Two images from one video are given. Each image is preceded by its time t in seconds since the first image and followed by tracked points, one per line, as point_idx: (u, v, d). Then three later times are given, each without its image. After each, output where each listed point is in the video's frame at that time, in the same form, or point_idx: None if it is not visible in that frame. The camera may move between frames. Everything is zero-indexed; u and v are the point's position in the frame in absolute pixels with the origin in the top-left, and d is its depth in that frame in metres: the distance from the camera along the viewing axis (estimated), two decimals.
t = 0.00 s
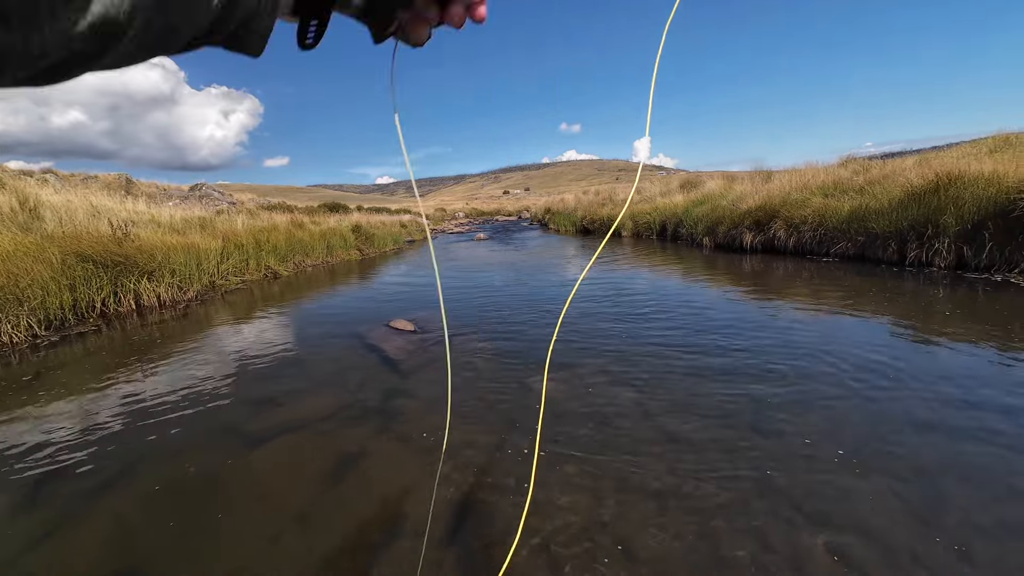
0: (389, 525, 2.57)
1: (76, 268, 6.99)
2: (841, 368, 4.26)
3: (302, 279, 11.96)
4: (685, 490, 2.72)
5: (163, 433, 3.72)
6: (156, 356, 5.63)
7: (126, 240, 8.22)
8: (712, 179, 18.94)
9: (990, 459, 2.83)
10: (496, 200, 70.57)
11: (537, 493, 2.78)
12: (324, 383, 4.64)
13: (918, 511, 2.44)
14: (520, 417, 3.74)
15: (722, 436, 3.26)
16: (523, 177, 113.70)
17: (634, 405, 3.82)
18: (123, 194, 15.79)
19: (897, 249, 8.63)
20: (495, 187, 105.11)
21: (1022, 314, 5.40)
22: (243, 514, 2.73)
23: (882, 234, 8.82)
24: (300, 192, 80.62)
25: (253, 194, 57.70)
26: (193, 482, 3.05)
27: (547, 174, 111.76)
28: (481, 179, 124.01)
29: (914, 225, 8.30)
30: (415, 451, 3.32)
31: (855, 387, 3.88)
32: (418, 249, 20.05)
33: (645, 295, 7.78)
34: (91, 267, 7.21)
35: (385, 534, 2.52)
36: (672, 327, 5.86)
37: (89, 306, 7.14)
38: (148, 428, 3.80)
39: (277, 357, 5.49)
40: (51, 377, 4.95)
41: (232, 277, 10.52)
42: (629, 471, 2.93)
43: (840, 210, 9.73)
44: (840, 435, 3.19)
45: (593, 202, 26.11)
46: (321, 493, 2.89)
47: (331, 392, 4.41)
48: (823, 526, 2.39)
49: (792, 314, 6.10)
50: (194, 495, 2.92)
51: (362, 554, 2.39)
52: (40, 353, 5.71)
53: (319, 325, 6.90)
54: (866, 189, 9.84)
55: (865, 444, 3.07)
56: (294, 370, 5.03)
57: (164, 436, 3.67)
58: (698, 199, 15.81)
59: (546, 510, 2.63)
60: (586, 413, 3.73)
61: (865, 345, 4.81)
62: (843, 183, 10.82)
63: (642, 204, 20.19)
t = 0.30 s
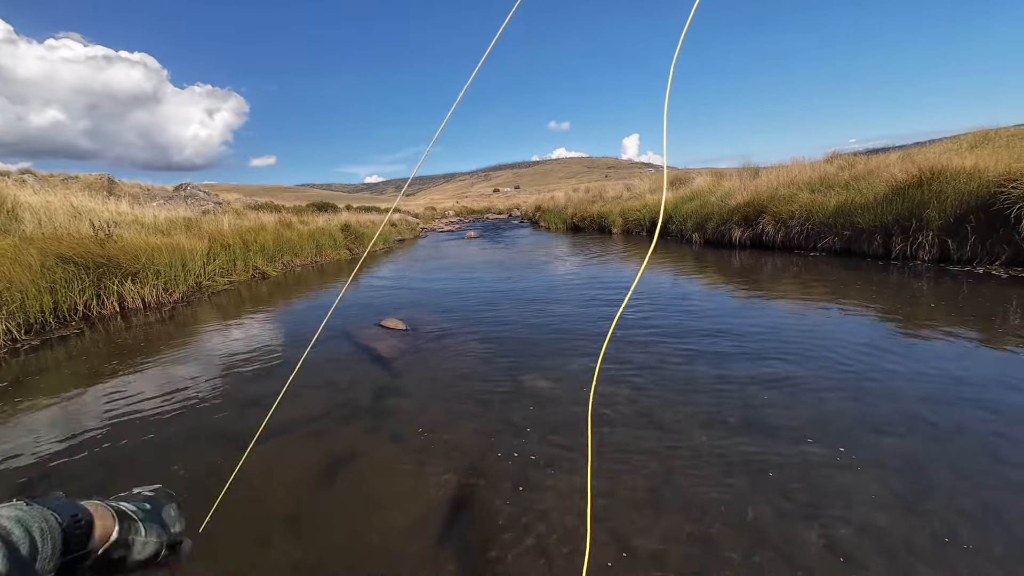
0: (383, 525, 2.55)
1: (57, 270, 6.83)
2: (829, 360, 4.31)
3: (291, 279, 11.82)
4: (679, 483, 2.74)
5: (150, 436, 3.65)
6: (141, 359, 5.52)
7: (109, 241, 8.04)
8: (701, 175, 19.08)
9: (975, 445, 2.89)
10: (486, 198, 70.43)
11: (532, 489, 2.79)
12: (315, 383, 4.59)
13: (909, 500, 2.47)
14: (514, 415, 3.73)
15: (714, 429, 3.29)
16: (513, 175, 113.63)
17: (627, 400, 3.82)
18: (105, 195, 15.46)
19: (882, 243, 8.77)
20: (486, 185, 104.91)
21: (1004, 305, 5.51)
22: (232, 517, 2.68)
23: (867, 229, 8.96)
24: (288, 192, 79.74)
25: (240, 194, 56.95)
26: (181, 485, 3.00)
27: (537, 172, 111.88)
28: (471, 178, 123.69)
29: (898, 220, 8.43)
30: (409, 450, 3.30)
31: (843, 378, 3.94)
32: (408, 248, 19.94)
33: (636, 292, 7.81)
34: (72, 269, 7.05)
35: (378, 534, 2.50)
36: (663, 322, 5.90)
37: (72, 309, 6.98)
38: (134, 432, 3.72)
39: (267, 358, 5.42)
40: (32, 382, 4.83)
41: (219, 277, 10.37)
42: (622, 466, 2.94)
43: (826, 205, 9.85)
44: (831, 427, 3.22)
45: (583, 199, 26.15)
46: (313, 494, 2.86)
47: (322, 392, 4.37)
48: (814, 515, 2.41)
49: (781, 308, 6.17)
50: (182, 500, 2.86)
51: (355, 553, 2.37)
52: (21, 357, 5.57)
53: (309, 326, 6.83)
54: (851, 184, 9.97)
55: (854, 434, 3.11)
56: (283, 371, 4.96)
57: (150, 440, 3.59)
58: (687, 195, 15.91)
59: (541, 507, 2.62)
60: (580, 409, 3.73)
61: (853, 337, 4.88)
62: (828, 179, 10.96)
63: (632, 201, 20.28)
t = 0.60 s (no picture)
0: (380, 524, 2.55)
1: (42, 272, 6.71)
2: (820, 355, 4.38)
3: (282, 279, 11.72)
4: (674, 477, 2.76)
5: (142, 439, 3.61)
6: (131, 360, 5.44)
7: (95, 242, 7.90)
8: (692, 173, 19.21)
9: (962, 437, 2.95)
10: (478, 196, 70.28)
11: (529, 485, 2.79)
12: (309, 383, 4.57)
13: (900, 492, 2.51)
14: (509, 413, 3.72)
15: (709, 424, 3.32)
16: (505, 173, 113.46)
17: (622, 397, 3.84)
18: (90, 195, 15.17)
19: (871, 239, 8.89)
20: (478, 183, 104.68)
21: (989, 299, 5.61)
22: (226, 520, 2.65)
23: (856, 225, 9.08)
24: (277, 190, 78.95)
25: (229, 193, 56.25)
26: (175, 488, 2.98)
27: (529, 169, 111.80)
28: (463, 175, 123.30)
29: (886, 216, 8.56)
30: (405, 449, 3.29)
31: (834, 372, 4.00)
32: (401, 246, 19.84)
33: (629, 289, 7.85)
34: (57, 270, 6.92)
35: (376, 532, 2.50)
36: (657, 319, 5.94)
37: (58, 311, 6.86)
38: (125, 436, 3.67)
39: (260, 358, 5.38)
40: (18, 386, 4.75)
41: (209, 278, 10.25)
42: (619, 461, 2.95)
43: (816, 202, 9.97)
44: (823, 420, 3.26)
45: (575, 196, 26.20)
46: (309, 494, 2.85)
47: (316, 392, 4.34)
48: (807, 507, 2.45)
49: (772, 304, 6.23)
50: (174, 505, 2.82)
51: (352, 552, 2.37)
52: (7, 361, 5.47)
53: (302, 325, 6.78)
54: (840, 181, 10.10)
55: (845, 427, 3.16)
56: (276, 372, 4.91)
57: (140, 444, 3.54)
58: (679, 193, 16.00)
59: (539, 505, 2.62)
60: (575, 406, 3.75)
61: (843, 332, 4.95)
62: (818, 176, 11.09)
63: (623, 199, 20.34)
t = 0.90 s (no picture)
0: (375, 525, 2.53)
1: (28, 271, 6.60)
2: (813, 352, 4.40)
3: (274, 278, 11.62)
4: (670, 476, 2.76)
5: (131, 441, 3.55)
6: (120, 361, 5.38)
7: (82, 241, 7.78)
8: (685, 171, 19.28)
9: (952, 433, 2.98)
10: (472, 194, 70.14)
11: (524, 485, 2.78)
12: (302, 383, 4.52)
13: (892, 488, 2.53)
14: (503, 412, 3.71)
15: (703, 422, 3.32)
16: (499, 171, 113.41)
17: (617, 395, 3.84)
18: (77, 193, 14.94)
19: (861, 237, 8.98)
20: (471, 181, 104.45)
21: (977, 295, 5.69)
22: (218, 523, 2.62)
23: (847, 223, 9.17)
24: (269, 188, 78.25)
25: (219, 191, 55.58)
26: (166, 490, 2.93)
27: (522, 167, 111.77)
28: (456, 173, 122.87)
29: (876, 214, 8.64)
30: (400, 449, 3.27)
31: (826, 369, 4.02)
32: (394, 245, 19.76)
33: (623, 287, 7.86)
34: (43, 270, 6.81)
35: (370, 533, 2.48)
36: (651, 317, 5.95)
37: (44, 312, 6.76)
38: (113, 438, 3.61)
39: (252, 358, 5.32)
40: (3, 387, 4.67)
41: (199, 277, 10.14)
42: (613, 460, 2.95)
43: (807, 200, 10.05)
44: (815, 417, 3.29)
45: (570, 194, 26.23)
46: (303, 495, 2.82)
47: (309, 392, 4.30)
48: (802, 505, 2.45)
49: (765, 301, 6.27)
50: (164, 507, 2.78)
51: (347, 553, 2.36)
52: None
53: (295, 325, 6.72)
54: (831, 179, 10.19)
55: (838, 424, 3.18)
56: (268, 372, 4.86)
57: (129, 446, 3.48)
58: (672, 190, 16.06)
59: (535, 504, 2.61)
60: (570, 404, 3.74)
61: (834, 329, 4.99)
62: (809, 174, 11.18)
63: (617, 197, 20.38)
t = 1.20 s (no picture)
0: (369, 524, 2.54)
1: (18, 271, 6.53)
2: (805, 350, 4.44)
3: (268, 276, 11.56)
4: (663, 473, 2.78)
5: (123, 441, 3.53)
6: (112, 360, 5.34)
7: (73, 239, 7.69)
8: (680, 169, 19.32)
9: (941, 429, 3.01)
10: (467, 192, 69.99)
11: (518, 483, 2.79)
12: (296, 383, 4.51)
13: (882, 484, 2.56)
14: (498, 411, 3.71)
15: (696, 420, 3.35)
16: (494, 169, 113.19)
17: (611, 393, 3.85)
18: (68, 191, 14.78)
19: (853, 235, 9.05)
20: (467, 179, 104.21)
21: (966, 293, 5.75)
22: (211, 522, 2.61)
23: (839, 221, 9.23)
24: (263, 186, 77.72)
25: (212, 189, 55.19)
26: (159, 490, 2.92)
27: (518, 165, 111.65)
28: (452, 171, 122.70)
29: (868, 212, 8.71)
30: (394, 447, 3.27)
31: (818, 367, 4.06)
32: (389, 243, 19.70)
33: (618, 285, 7.88)
34: (33, 269, 6.74)
35: (364, 531, 2.48)
36: (645, 315, 5.97)
37: (34, 311, 6.69)
38: (104, 438, 3.58)
39: (246, 357, 5.30)
40: None
41: (192, 276, 10.07)
42: (607, 458, 2.96)
43: (800, 198, 10.11)
44: (807, 415, 3.32)
45: (565, 192, 26.23)
46: (297, 494, 2.82)
47: (304, 392, 4.29)
48: (793, 501, 2.48)
49: (759, 299, 6.31)
50: (157, 507, 2.76)
51: (341, 552, 2.36)
52: None
53: (289, 324, 6.70)
54: (824, 177, 10.26)
55: (829, 421, 3.21)
56: (262, 372, 4.84)
57: (121, 447, 3.45)
58: (667, 188, 16.10)
59: (528, 502, 2.61)
60: (565, 403, 3.76)
61: (827, 327, 5.03)
62: (802, 172, 11.24)
63: (612, 195, 20.42)
